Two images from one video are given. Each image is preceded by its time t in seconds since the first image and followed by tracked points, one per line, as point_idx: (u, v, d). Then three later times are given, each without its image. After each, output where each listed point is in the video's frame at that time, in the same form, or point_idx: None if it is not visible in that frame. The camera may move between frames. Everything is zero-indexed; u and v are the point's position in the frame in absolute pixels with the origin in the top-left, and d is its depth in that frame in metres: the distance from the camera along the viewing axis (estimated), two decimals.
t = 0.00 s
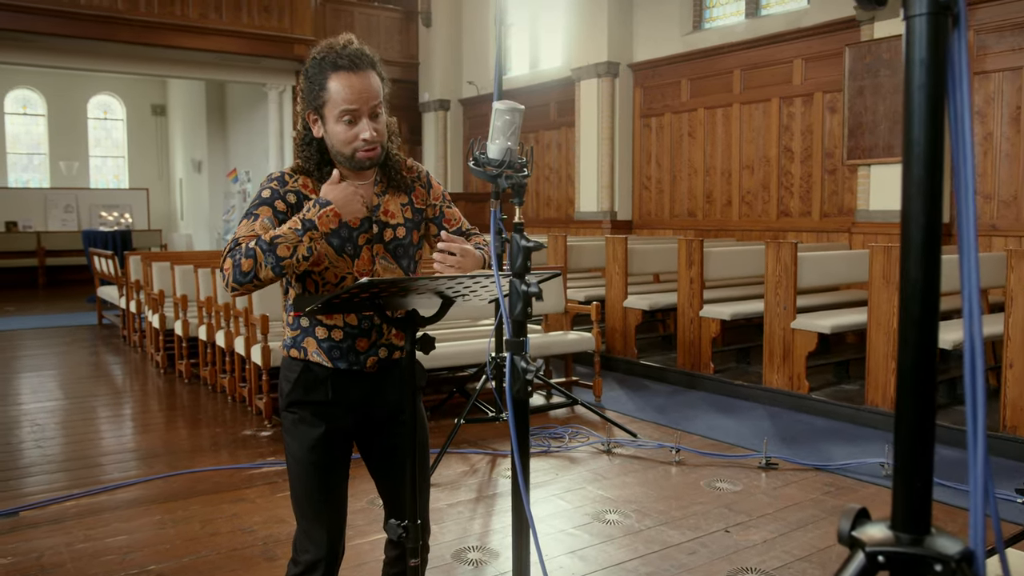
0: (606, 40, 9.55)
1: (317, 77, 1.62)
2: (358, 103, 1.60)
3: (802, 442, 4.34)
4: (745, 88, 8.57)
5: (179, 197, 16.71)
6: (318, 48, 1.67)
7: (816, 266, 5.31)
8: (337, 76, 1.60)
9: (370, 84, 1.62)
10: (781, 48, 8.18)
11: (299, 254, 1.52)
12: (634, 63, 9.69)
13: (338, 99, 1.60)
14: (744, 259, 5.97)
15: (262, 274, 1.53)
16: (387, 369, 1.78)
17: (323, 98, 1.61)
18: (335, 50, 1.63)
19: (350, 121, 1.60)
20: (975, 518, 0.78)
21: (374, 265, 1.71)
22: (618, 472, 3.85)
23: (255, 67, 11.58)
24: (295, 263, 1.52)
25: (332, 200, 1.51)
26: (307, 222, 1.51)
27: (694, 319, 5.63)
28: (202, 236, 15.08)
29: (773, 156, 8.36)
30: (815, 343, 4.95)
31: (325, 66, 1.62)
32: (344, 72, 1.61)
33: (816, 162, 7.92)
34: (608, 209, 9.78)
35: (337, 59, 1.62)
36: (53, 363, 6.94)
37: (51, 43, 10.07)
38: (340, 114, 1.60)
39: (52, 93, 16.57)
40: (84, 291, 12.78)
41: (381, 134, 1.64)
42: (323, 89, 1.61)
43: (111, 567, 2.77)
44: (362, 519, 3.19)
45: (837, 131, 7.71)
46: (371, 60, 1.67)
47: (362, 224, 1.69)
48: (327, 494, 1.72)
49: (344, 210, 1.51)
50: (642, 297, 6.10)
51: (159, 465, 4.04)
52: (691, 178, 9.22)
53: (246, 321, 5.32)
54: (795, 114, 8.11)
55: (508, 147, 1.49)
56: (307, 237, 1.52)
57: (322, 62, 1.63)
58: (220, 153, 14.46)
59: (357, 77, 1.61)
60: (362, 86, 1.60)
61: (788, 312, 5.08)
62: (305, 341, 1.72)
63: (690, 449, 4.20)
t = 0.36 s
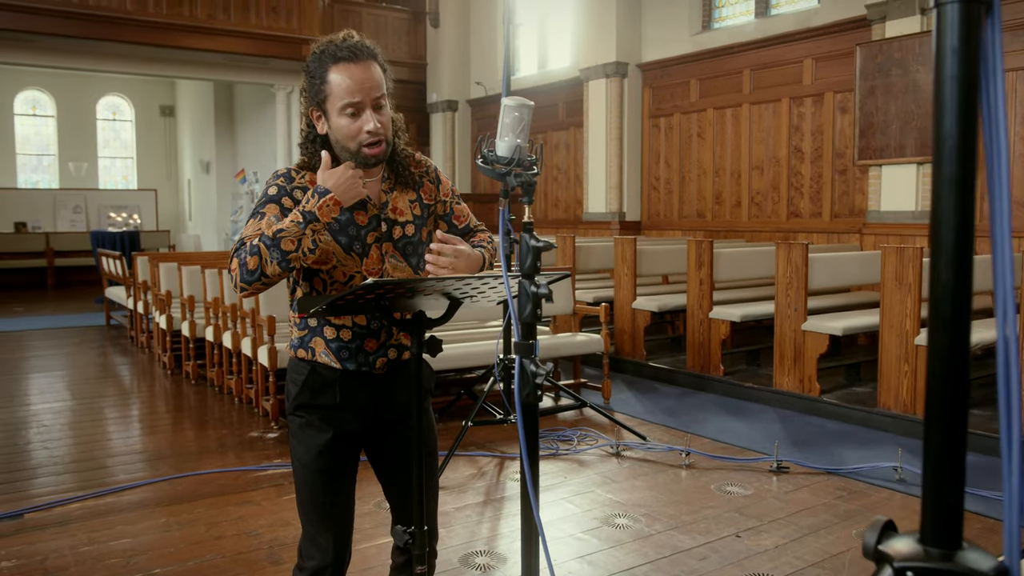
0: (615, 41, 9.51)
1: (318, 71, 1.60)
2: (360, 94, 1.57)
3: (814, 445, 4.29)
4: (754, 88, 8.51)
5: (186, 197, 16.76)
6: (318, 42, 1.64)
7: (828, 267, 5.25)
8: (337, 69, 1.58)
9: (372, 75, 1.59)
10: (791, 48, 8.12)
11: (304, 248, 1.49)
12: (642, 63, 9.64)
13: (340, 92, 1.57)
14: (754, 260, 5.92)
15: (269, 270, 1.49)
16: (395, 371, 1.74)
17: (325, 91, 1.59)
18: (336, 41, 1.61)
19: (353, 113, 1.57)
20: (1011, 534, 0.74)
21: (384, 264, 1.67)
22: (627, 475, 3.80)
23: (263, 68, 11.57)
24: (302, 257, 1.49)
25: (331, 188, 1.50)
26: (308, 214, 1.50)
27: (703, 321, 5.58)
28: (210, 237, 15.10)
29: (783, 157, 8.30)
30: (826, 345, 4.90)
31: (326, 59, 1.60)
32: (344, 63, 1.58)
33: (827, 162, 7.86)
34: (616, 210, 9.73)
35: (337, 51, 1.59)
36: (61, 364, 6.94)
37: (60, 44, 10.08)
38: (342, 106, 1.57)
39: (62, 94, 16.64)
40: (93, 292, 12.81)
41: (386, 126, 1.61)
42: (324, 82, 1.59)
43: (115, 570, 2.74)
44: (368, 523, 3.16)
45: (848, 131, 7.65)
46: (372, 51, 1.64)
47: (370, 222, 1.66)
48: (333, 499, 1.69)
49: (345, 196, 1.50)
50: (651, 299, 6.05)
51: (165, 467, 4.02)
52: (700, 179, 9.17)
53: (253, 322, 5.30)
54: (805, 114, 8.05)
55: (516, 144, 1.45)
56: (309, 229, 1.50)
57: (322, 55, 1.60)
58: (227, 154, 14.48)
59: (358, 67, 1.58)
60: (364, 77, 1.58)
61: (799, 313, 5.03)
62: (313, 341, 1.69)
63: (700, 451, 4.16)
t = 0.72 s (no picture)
0: (622, 43, 9.46)
1: (323, 71, 1.57)
2: (365, 94, 1.54)
3: (825, 452, 4.23)
4: (762, 90, 8.47)
5: (192, 200, 16.78)
6: (324, 42, 1.61)
7: (837, 271, 5.19)
8: (343, 69, 1.55)
9: (378, 74, 1.56)
10: (798, 50, 8.07)
11: (303, 262, 1.45)
12: (649, 66, 9.60)
13: (345, 92, 1.54)
14: (762, 263, 5.87)
15: (266, 279, 1.47)
16: (405, 379, 1.70)
17: (331, 91, 1.56)
18: (342, 41, 1.58)
19: (359, 113, 1.53)
20: None
21: (392, 270, 1.63)
22: (635, 482, 3.76)
23: (268, 71, 11.56)
24: (300, 270, 1.45)
25: (340, 204, 1.42)
26: (310, 228, 1.44)
27: (711, 325, 5.53)
28: (216, 239, 15.11)
29: (791, 159, 8.24)
30: (836, 350, 4.85)
31: (330, 59, 1.57)
32: (350, 63, 1.55)
33: (835, 165, 7.80)
34: (623, 213, 9.69)
35: (341, 50, 1.56)
36: (66, 367, 6.93)
37: (66, 46, 10.09)
38: (348, 105, 1.54)
39: (69, 97, 16.68)
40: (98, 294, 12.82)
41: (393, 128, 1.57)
42: (329, 82, 1.56)
43: None
44: (373, 531, 3.12)
45: (857, 133, 7.59)
46: (377, 50, 1.61)
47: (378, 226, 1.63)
48: (340, 510, 1.65)
49: (354, 215, 1.42)
50: (658, 303, 6.01)
51: (170, 472, 3.99)
52: (707, 181, 9.12)
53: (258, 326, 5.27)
54: (813, 117, 7.99)
55: (526, 149, 1.43)
56: (309, 244, 1.44)
57: (327, 56, 1.57)
58: (233, 157, 14.48)
59: (363, 66, 1.55)
60: (369, 75, 1.55)
61: (809, 318, 4.97)
62: (321, 349, 1.65)
63: (709, 458, 4.11)
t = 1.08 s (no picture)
0: (625, 48, 9.45)
1: (324, 76, 1.54)
2: (366, 101, 1.50)
3: (831, 461, 4.18)
4: (766, 95, 8.43)
5: (195, 205, 16.77)
6: (326, 45, 1.58)
7: (843, 277, 5.15)
8: (345, 74, 1.51)
9: (380, 82, 1.52)
10: (802, 55, 8.04)
11: (294, 274, 1.41)
12: (652, 71, 9.57)
13: (347, 97, 1.50)
14: (767, 270, 5.82)
15: (257, 287, 1.44)
16: (405, 384, 1.66)
17: (332, 97, 1.53)
18: (345, 46, 1.54)
19: (360, 120, 1.50)
20: None
21: (392, 273, 1.59)
22: (640, 491, 3.71)
23: (271, 75, 11.55)
24: (291, 282, 1.41)
25: (336, 222, 1.38)
26: (302, 241, 1.40)
27: (716, 332, 5.48)
28: (218, 244, 15.10)
29: (795, 165, 8.20)
30: (842, 357, 4.80)
31: (332, 64, 1.53)
32: (351, 69, 1.51)
33: (839, 170, 7.77)
34: (626, 218, 9.66)
35: (344, 56, 1.53)
36: (68, 373, 6.90)
37: (69, 52, 10.08)
38: (348, 112, 1.50)
39: (72, 101, 16.70)
40: (101, 300, 12.81)
41: (393, 134, 1.54)
42: (330, 88, 1.52)
43: None
44: (374, 541, 3.08)
45: (862, 139, 7.55)
46: (381, 55, 1.57)
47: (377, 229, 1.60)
48: (338, 520, 1.62)
49: (349, 235, 1.37)
50: (662, 309, 5.97)
51: (169, 480, 3.95)
52: (711, 187, 9.08)
53: (259, 332, 5.24)
54: (818, 122, 7.95)
55: (532, 155, 1.39)
56: (299, 257, 1.41)
57: (329, 60, 1.54)
58: (235, 162, 14.47)
59: (366, 74, 1.51)
60: (371, 84, 1.51)
61: (815, 324, 4.93)
62: (320, 354, 1.62)
63: (714, 467, 4.06)
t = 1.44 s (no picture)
0: (628, 55, 9.43)
1: (327, 78, 1.50)
2: (369, 103, 1.47)
3: (838, 471, 4.13)
4: (769, 102, 8.41)
5: (196, 212, 16.76)
6: (330, 46, 1.55)
7: (850, 285, 5.10)
8: (348, 75, 1.48)
9: (383, 85, 1.48)
10: (806, 62, 8.02)
11: (290, 298, 1.37)
12: (655, 78, 9.56)
13: (349, 99, 1.47)
14: (773, 278, 5.78)
15: (254, 306, 1.39)
16: (405, 389, 1.60)
17: (333, 98, 1.49)
18: (349, 47, 1.51)
19: (361, 122, 1.47)
20: None
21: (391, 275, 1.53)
22: (646, 502, 3.67)
23: (273, 82, 11.54)
24: (288, 306, 1.37)
25: (337, 252, 1.33)
26: (301, 267, 1.34)
27: (721, 340, 5.44)
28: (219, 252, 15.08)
29: (799, 172, 8.17)
30: (848, 366, 4.76)
31: (336, 65, 1.50)
32: (355, 71, 1.48)
33: (844, 178, 7.73)
34: (629, 225, 9.62)
35: (348, 57, 1.49)
36: (68, 381, 6.86)
37: (71, 59, 10.07)
38: (349, 115, 1.47)
39: (74, 108, 16.71)
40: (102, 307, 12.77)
41: (394, 138, 1.51)
42: (331, 89, 1.49)
43: None
44: (377, 553, 3.03)
45: (866, 146, 7.52)
46: (386, 58, 1.53)
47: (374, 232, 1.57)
48: (335, 529, 1.58)
49: (348, 267, 1.32)
50: (666, 317, 5.93)
51: (170, 491, 3.91)
52: (714, 194, 9.05)
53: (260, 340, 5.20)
54: (822, 129, 7.92)
55: (545, 162, 1.38)
56: (297, 283, 1.35)
57: (332, 61, 1.51)
58: (237, 169, 14.47)
59: (369, 76, 1.48)
60: (373, 86, 1.47)
61: (821, 332, 4.88)
62: (318, 360, 1.55)
63: (721, 477, 4.02)
